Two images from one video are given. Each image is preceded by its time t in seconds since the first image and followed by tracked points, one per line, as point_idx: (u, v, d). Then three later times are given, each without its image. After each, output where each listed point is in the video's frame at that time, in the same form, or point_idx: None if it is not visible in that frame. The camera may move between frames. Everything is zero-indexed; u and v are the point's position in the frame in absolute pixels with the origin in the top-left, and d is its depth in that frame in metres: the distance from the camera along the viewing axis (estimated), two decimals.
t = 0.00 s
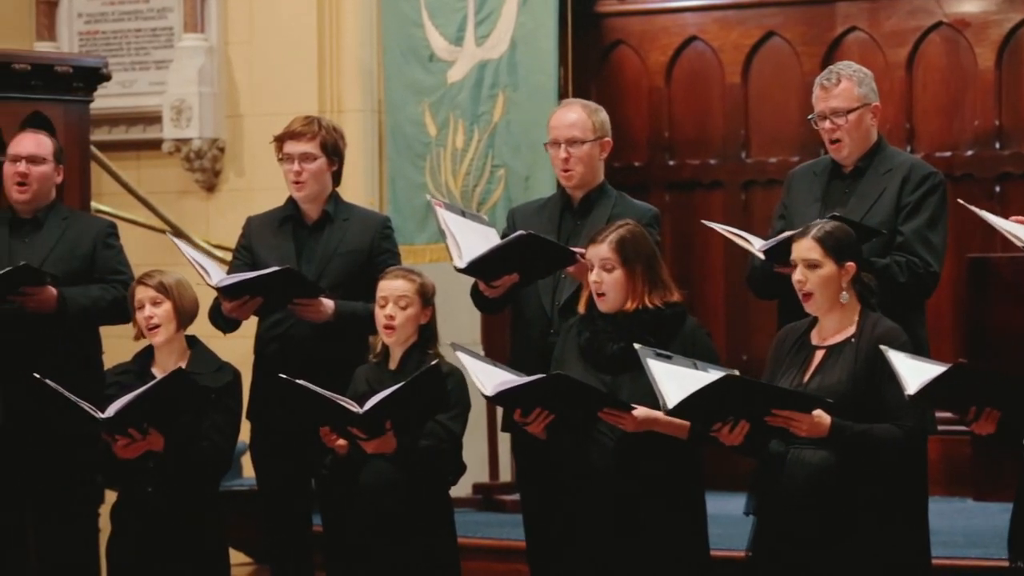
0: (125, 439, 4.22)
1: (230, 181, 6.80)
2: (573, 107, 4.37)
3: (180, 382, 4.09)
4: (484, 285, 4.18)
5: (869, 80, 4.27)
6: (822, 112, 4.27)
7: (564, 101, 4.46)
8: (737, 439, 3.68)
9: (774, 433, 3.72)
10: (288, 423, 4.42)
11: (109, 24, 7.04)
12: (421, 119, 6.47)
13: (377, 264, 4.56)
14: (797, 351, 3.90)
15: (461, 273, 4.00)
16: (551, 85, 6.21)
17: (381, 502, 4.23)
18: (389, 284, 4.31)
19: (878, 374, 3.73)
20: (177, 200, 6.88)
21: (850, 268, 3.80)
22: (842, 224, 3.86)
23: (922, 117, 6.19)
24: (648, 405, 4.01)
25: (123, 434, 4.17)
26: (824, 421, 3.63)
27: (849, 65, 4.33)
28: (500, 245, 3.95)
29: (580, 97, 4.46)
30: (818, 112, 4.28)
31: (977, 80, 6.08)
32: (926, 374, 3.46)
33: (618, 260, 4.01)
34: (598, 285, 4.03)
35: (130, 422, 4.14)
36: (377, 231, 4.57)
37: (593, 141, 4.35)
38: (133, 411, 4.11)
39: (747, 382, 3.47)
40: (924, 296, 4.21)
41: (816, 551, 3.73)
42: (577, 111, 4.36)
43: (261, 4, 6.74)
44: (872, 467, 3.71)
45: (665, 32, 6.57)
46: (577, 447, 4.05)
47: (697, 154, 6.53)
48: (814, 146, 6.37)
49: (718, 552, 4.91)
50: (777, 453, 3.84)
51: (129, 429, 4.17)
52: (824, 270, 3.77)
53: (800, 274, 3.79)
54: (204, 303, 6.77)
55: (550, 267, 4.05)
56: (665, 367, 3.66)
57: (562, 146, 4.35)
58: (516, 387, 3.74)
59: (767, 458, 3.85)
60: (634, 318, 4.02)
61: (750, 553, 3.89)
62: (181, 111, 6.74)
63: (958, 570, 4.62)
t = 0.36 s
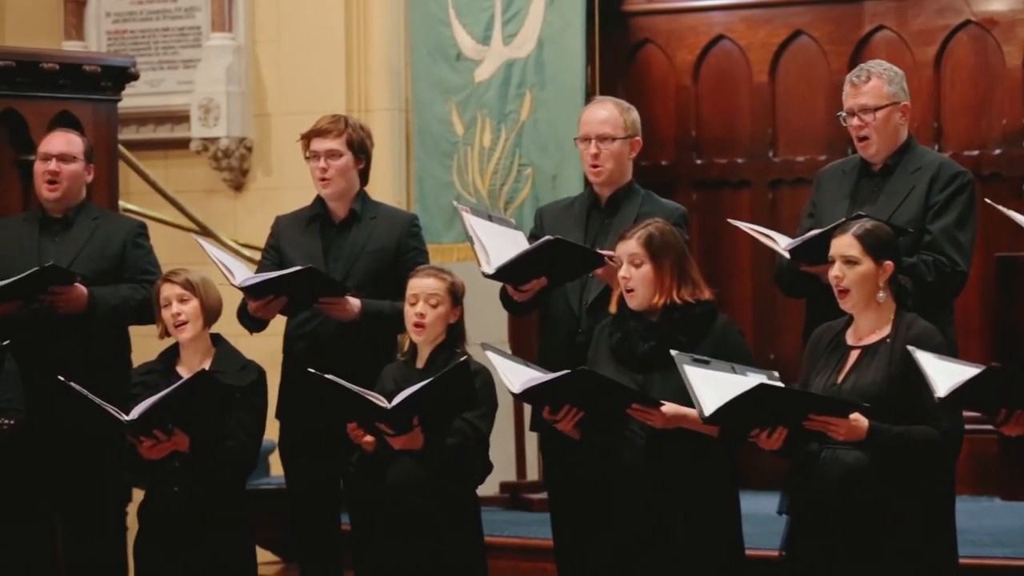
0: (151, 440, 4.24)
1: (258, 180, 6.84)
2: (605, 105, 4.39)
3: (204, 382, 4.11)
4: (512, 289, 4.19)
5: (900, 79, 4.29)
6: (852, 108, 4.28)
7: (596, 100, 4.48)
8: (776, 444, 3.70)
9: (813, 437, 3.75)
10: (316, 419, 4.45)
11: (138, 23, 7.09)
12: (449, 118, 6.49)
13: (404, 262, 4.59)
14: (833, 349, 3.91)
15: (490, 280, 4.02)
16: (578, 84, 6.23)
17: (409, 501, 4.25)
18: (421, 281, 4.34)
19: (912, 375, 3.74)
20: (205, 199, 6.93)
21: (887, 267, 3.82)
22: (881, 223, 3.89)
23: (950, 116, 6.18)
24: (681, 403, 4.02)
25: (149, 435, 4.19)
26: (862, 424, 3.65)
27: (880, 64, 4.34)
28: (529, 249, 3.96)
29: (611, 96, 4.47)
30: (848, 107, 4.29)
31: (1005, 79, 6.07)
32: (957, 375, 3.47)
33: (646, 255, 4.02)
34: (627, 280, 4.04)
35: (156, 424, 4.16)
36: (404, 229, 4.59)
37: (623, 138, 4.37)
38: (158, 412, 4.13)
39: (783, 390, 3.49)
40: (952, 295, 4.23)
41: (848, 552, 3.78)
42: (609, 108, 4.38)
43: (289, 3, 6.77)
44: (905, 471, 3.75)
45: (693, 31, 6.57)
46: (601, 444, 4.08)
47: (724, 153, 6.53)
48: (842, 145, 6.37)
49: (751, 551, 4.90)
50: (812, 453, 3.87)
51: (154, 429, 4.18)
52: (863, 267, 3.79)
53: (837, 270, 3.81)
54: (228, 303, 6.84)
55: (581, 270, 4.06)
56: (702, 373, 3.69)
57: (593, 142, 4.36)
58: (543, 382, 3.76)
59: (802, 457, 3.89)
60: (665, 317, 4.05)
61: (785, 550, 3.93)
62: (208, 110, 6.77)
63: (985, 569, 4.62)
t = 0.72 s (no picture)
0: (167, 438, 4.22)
1: (285, 179, 6.86)
2: (632, 104, 4.40)
3: (220, 376, 4.10)
4: (542, 293, 4.21)
5: (929, 76, 4.28)
6: (880, 105, 4.27)
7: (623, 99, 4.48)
8: (807, 442, 3.72)
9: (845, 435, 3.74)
10: (344, 417, 4.47)
11: (165, 23, 7.12)
12: (476, 117, 6.50)
13: (433, 261, 4.60)
14: (867, 348, 3.91)
15: (517, 284, 4.02)
16: (605, 84, 6.22)
17: (437, 500, 4.26)
18: (446, 279, 4.35)
19: (944, 376, 3.73)
20: (232, 198, 6.95)
21: (921, 263, 3.83)
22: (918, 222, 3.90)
23: (977, 115, 6.16)
24: (711, 401, 4.03)
25: (166, 433, 4.18)
26: (894, 424, 3.63)
27: (910, 62, 4.33)
28: (558, 254, 3.97)
29: (638, 96, 4.47)
30: (876, 104, 4.28)
31: None
32: (987, 376, 3.48)
33: (673, 247, 4.04)
34: (652, 271, 4.04)
35: (172, 421, 4.15)
36: (433, 228, 4.61)
37: (651, 138, 4.37)
38: (174, 408, 4.11)
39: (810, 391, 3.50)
40: (981, 293, 4.22)
41: (876, 552, 3.79)
42: (636, 108, 4.39)
43: (317, 3, 6.80)
44: (934, 472, 3.74)
45: (720, 30, 6.56)
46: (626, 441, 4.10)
47: (752, 152, 6.52)
48: (869, 144, 6.36)
49: (782, 551, 4.90)
50: (844, 451, 3.85)
51: (171, 427, 4.17)
52: (897, 262, 3.80)
53: (871, 264, 3.83)
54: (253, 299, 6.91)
55: (610, 271, 4.06)
56: (736, 367, 3.71)
57: (620, 142, 4.36)
58: (565, 371, 3.76)
59: (833, 456, 3.86)
60: (690, 319, 4.06)
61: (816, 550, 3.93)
62: (236, 109, 6.79)
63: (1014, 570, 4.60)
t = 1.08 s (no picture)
0: (185, 446, 4.22)
1: (311, 178, 6.88)
2: (654, 107, 4.37)
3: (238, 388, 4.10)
4: (567, 293, 4.19)
5: (957, 75, 4.27)
6: (907, 101, 4.26)
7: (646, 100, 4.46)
8: (830, 437, 3.69)
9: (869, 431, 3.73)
10: (370, 417, 4.47)
11: (191, 22, 7.15)
12: (502, 116, 6.51)
13: (461, 260, 4.61)
14: (894, 349, 3.90)
15: (543, 284, 4.03)
16: (630, 83, 6.21)
17: (462, 500, 4.27)
18: (468, 281, 4.35)
19: (971, 376, 3.73)
20: (258, 198, 6.97)
21: (944, 263, 3.80)
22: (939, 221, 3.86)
23: (1004, 114, 6.13)
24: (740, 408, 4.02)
25: (184, 440, 4.18)
26: (917, 420, 3.63)
27: (939, 60, 4.33)
28: (582, 256, 3.98)
29: (660, 96, 4.45)
30: (903, 99, 4.28)
31: None
32: (1014, 373, 3.49)
33: (692, 258, 4.01)
34: (674, 284, 4.03)
35: (191, 428, 4.15)
36: (462, 226, 4.62)
37: (674, 141, 4.35)
38: (193, 416, 4.11)
39: (829, 382, 3.51)
40: (1009, 292, 4.21)
41: (902, 553, 3.77)
42: (659, 111, 4.36)
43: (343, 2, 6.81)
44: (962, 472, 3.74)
45: (746, 29, 6.56)
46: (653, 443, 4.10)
47: (778, 151, 6.51)
48: (895, 143, 6.34)
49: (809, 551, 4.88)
50: (869, 453, 3.86)
51: (189, 435, 4.18)
52: (919, 266, 3.78)
53: (894, 270, 3.81)
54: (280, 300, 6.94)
55: (636, 271, 4.06)
56: (758, 363, 3.71)
57: (644, 148, 4.35)
58: (599, 395, 3.78)
59: (859, 457, 3.87)
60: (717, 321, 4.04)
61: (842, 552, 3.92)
62: (262, 109, 6.82)
63: None
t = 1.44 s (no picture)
0: (206, 450, 4.24)
1: (332, 178, 6.89)
2: (672, 110, 4.36)
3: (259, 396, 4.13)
4: (587, 289, 4.20)
5: (981, 74, 4.26)
6: (930, 101, 4.26)
7: (665, 102, 4.45)
8: (846, 432, 3.68)
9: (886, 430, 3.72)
10: (391, 416, 4.48)
11: (212, 22, 7.18)
12: (522, 116, 6.51)
13: (482, 259, 4.61)
14: (913, 348, 3.89)
15: (564, 280, 4.03)
16: (649, 83, 6.21)
17: (482, 499, 4.27)
18: (489, 280, 4.34)
19: (991, 374, 3.72)
20: (278, 198, 6.98)
21: (958, 265, 3.77)
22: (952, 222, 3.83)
23: None
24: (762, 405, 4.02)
25: (206, 445, 4.20)
26: (933, 419, 3.62)
27: (963, 60, 4.32)
28: (604, 250, 3.97)
29: (679, 99, 4.44)
30: (926, 99, 4.27)
31: None
32: None
33: (717, 263, 4.01)
34: (703, 292, 4.03)
35: (214, 434, 4.16)
36: (483, 227, 4.62)
37: (692, 145, 4.35)
38: (215, 421, 4.12)
39: (846, 377, 3.49)
40: None
41: (924, 552, 3.76)
42: (676, 114, 4.34)
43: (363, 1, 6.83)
44: (981, 469, 3.74)
45: (766, 28, 6.55)
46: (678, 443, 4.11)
47: (798, 151, 6.50)
48: (916, 142, 6.31)
49: (830, 551, 4.88)
50: (889, 452, 3.84)
51: (211, 440, 4.19)
52: (932, 270, 3.75)
53: (909, 276, 3.77)
54: (302, 298, 6.93)
55: (659, 268, 4.06)
56: (778, 356, 3.72)
57: (662, 154, 4.35)
58: (623, 394, 3.78)
59: (878, 456, 3.86)
60: (743, 317, 4.04)
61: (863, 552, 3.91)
62: (282, 108, 6.84)
63: None
